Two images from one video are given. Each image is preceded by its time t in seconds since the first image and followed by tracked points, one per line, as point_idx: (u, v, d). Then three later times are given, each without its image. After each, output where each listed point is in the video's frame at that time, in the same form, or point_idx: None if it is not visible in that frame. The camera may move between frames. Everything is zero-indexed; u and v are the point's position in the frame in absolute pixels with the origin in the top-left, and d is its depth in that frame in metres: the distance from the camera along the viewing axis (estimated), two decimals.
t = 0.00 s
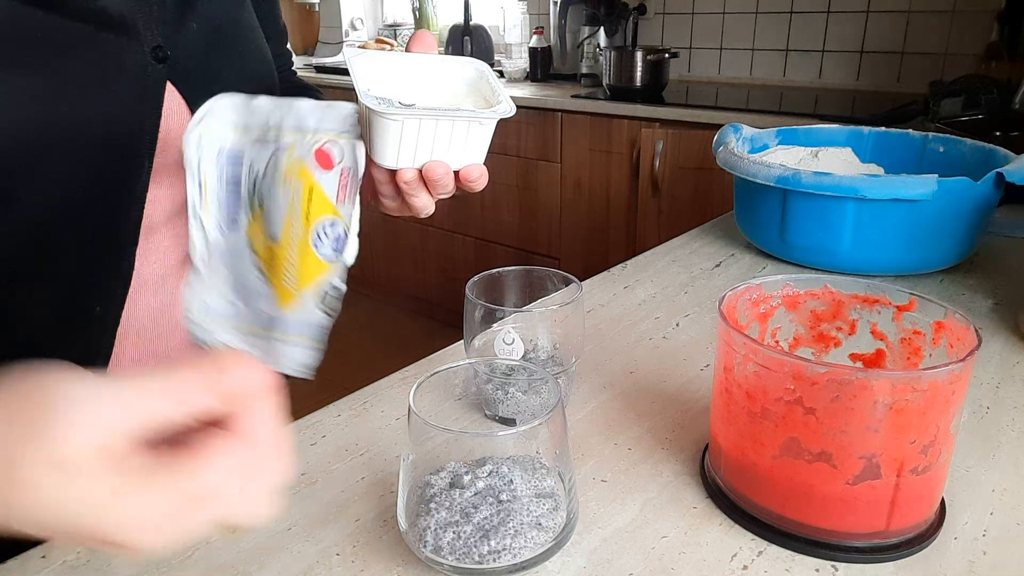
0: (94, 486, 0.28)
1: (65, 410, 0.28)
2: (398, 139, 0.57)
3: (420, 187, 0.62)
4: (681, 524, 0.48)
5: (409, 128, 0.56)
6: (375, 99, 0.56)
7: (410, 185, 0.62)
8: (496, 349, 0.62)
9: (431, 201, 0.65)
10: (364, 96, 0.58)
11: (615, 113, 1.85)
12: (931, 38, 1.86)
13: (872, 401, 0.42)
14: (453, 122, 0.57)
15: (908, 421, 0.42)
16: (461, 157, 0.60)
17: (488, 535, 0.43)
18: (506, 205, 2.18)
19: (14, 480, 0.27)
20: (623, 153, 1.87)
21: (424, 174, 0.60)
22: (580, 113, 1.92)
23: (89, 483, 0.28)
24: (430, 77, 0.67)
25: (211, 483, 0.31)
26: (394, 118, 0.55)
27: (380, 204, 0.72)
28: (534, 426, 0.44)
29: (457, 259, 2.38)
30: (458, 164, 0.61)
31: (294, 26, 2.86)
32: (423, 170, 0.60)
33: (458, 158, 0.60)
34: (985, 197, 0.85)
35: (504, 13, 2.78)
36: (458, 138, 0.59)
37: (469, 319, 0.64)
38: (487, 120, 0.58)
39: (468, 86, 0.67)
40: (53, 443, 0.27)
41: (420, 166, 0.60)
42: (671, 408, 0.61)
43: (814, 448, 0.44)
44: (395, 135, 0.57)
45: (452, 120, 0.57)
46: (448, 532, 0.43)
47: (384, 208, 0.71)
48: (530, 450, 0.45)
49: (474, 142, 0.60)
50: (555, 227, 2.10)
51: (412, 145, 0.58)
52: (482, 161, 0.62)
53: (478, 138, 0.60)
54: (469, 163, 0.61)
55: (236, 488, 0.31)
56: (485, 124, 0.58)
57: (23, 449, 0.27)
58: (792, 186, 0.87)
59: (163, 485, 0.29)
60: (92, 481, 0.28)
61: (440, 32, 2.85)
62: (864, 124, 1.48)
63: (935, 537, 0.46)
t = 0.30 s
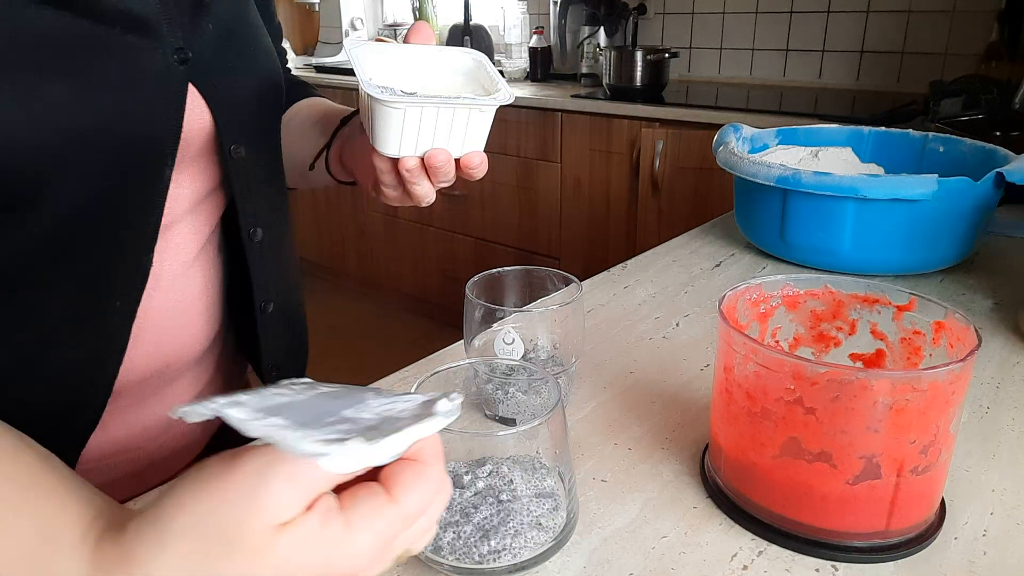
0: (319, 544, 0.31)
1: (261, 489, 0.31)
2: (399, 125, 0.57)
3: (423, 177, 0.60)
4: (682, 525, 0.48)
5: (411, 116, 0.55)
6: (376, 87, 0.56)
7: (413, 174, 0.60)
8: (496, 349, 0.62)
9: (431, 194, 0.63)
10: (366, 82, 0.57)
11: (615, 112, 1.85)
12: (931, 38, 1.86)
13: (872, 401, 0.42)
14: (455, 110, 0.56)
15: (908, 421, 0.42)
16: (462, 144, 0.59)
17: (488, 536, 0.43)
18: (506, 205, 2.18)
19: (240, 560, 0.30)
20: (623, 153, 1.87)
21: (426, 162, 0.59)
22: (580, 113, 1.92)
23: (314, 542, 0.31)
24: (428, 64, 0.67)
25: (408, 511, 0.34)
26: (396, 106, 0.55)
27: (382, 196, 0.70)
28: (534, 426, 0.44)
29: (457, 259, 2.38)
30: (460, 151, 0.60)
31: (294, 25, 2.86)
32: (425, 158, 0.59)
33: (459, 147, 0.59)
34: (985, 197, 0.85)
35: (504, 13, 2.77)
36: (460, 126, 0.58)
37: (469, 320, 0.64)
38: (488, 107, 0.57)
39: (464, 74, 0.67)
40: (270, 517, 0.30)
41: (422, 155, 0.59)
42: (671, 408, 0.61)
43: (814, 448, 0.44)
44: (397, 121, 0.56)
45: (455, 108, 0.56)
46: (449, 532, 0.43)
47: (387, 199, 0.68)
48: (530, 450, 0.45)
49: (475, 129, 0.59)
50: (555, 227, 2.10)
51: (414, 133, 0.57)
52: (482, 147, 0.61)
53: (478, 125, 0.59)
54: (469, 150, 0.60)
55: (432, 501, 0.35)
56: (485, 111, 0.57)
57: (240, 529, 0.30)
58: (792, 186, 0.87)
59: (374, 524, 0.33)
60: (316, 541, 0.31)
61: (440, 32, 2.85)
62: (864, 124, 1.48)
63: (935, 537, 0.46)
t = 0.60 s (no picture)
0: (353, 548, 0.31)
1: (293, 489, 0.31)
2: (406, 119, 0.57)
3: (430, 170, 0.60)
4: (682, 525, 0.48)
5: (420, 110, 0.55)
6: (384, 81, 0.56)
7: (420, 168, 0.60)
8: (496, 349, 0.62)
9: (438, 189, 0.63)
10: (372, 77, 0.58)
11: (615, 113, 1.85)
12: (931, 38, 1.86)
13: (872, 401, 0.42)
14: (462, 102, 0.56)
15: (908, 421, 0.42)
16: (468, 137, 0.59)
17: (488, 535, 0.43)
18: (506, 205, 2.18)
19: (277, 565, 0.30)
20: (623, 153, 1.87)
21: (433, 156, 0.59)
22: (580, 113, 1.92)
23: (348, 547, 0.31)
24: (433, 59, 0.67)
25: (435, 516, 0.34)
26: (403, 99, 0.55)
27: (388, 190, 0.70)
28: (534, 426, 0.44)
29: (457, 259, 2.38)
30: (467, 145, 0.60)
31: (293, 26, 2.88)
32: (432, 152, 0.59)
33: (465, 140, 0.59)
34: (985, 197, 0.85)
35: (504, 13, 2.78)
36: (466, 119, 0.58)
37: (468, 320, 0.64)
38: (494, 99, 0.57)
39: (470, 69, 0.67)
40: (305, 517, 0.31)
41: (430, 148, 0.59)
42: (671, 408, 0.61)
43: (814, 448, 0.44)
44: (405, 114, 0.56)
45: (461, 101, 0.56)
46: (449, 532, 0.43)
47: (393, 193, 0.68)
48: (530, 451, 0.45)
49: (482, 121, 0.59)
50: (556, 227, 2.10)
51: (421, 127, 0.57)
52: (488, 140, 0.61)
53: (485, 117, 0.59)
54: (476, 144, 0.60)
55: (453, 511, 0.35)
56: (491, 103, 0.57)
57: (275, 531, 0.30)
58: (792, 186, 0.87)
59: (404, 531, 0.33)
60: (350, 545, 0.31)
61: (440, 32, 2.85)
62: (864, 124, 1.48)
63: (935, 536, 0.46)
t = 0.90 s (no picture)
0: (355, 494, 0.29)
1: (304, 420, 0.30)
2: (402, 115, 0.52)
3: (429, 169, 0.55)
4: (682, 525, 0.48)
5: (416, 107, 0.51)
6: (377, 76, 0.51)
7: (417, 169, 0.55)
8: (496, 349, 0.62)
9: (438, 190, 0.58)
10: (367, 72, 0.54)
11: (615, 113, 1.85)
12: (931, 38, 1.86)
13: (872, 401, 0.42)
14: (461, 96, 0.52)
15: (908, 421, 0.42)
16: (468, 134, 0.55)
17: (488, 535, 0.43)
18: (506, 205, 2.18)
19: (278, 491, 0.28)
20: (623, 153, 1.87)
21: (430, 154, 0.54)
22: (580, 113, 1.92)
23: (350, 489, 0.29)
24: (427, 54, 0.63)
25: (438, 489, 0.32)
26: (399, 93, 0.50)
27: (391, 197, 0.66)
28: (534, 426, 0.44)
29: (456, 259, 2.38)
30: (465, 143, 0.55)
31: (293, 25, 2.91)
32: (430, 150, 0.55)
33: (464, 136, 0.55)
34: (985, 197, 0.85)
35: (504, 13, 2.77)
36: (466, 116, 0.54)
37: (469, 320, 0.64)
38: (495, 94, 0.53)
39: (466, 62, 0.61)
40: (310, 452, 0.29)
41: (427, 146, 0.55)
42: (671, 408, 0.61)
43: (814, 448, 0.44)
44: (400, 111, 0.52)
45: (461, 96, 0.52)
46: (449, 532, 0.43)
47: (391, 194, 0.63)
48: (530, 451, 0.45)
49: (483, 116, 0.55)
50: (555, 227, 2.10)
51: (419, 124, 0.53)
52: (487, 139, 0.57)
53: (485, 113, 0.54)
54: (475, 141, 0.56)
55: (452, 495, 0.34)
56: (493, 98, 0.53)
57: (281, 458, 0.28)
58: (792, 186, 0.87)
59: (408, 494, 0.31)
60: (354, 490, 0.29)
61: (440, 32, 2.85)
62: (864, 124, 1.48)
63: (935, 536, 0.46)
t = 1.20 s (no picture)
0: (361, 496, 0.29)
1: (313, 424, 0.31)
2: (402, 117, 0.53)
3: (427, 171, 0.56)
4: (681, 524, 0.48)
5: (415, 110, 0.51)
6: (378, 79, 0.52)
7: (416, 170, 0.56)
8: (496, 349, 0.62)
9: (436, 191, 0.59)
10: (367, 73, 0.54)
11: (615, 112, 1.85)
12: (931, 38, 1.86)
13: (872, 401, 0.42)
14: (460, 99, 0.52)
15: (908, 421, 0.42)
16: (467, 135, 0.55)
17: (488, 535, 0.43)
18: (506, 205, 2.18)
19: (286, 486, 0.28)
20: (623, 153, 1.87)
21: (429, 155, 0.55)
22: (580, 113, 1.92)
23: (356, 490, 0.29)
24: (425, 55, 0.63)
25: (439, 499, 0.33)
26: (398, 96, 0.51)
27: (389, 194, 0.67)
28: (534, 426, 0.44)
29: (456, 259, 2.37)
30: (464, 144, 0.56)
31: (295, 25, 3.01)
32: (430, 151, 0.55)
33: (463, 138, 0.55)
34: (985, 197, 0.86)
35: (504, 13, 2.77)
36: (465, 117, 0.54)
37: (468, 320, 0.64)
38: (494, 97, 0.53)
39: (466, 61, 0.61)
40: (317, 454, 0.30)
41: (427, 147, 0.55)
42: (671, 408, 0.61)
43: (814, 448, 0.44)
44: (401, 113, 0.52)
45: (460, 99, 0.52)
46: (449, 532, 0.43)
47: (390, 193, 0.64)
48: (531, 450, 0.45)
49: (483, 118, 0.55)
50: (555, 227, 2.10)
51: (419, 125, 0.53)
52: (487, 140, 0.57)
53: (485, 115, 0.54)
54: (474, 142, 0.56)
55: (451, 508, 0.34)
56: (491, 101, 0.53)
57: (289, 456, 0.29)
58: (792, 186, 0.87)
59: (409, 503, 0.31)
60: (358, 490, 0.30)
61: (440, 32, 2.84)
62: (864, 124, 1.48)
63: (935, 536, 0.46)
